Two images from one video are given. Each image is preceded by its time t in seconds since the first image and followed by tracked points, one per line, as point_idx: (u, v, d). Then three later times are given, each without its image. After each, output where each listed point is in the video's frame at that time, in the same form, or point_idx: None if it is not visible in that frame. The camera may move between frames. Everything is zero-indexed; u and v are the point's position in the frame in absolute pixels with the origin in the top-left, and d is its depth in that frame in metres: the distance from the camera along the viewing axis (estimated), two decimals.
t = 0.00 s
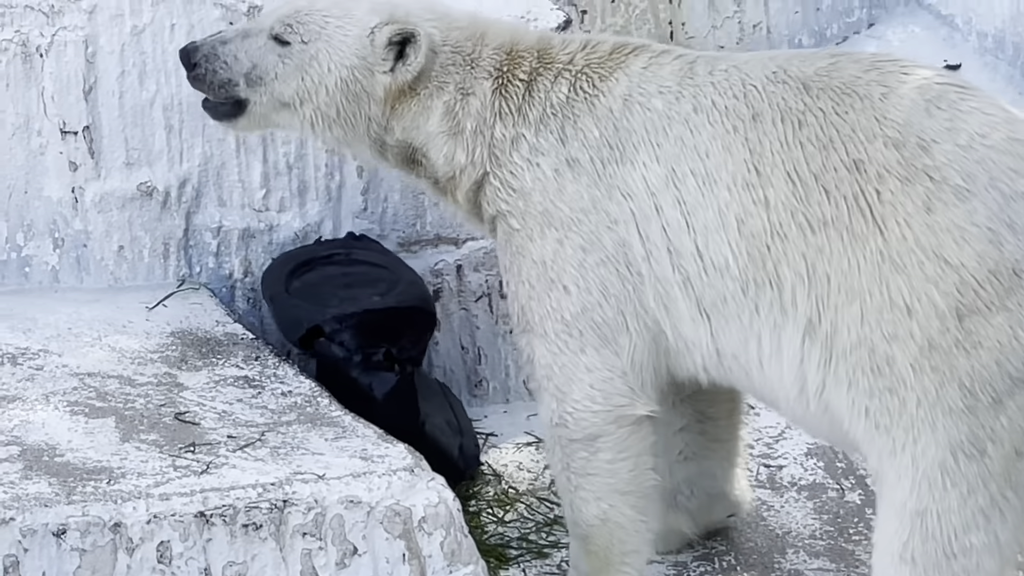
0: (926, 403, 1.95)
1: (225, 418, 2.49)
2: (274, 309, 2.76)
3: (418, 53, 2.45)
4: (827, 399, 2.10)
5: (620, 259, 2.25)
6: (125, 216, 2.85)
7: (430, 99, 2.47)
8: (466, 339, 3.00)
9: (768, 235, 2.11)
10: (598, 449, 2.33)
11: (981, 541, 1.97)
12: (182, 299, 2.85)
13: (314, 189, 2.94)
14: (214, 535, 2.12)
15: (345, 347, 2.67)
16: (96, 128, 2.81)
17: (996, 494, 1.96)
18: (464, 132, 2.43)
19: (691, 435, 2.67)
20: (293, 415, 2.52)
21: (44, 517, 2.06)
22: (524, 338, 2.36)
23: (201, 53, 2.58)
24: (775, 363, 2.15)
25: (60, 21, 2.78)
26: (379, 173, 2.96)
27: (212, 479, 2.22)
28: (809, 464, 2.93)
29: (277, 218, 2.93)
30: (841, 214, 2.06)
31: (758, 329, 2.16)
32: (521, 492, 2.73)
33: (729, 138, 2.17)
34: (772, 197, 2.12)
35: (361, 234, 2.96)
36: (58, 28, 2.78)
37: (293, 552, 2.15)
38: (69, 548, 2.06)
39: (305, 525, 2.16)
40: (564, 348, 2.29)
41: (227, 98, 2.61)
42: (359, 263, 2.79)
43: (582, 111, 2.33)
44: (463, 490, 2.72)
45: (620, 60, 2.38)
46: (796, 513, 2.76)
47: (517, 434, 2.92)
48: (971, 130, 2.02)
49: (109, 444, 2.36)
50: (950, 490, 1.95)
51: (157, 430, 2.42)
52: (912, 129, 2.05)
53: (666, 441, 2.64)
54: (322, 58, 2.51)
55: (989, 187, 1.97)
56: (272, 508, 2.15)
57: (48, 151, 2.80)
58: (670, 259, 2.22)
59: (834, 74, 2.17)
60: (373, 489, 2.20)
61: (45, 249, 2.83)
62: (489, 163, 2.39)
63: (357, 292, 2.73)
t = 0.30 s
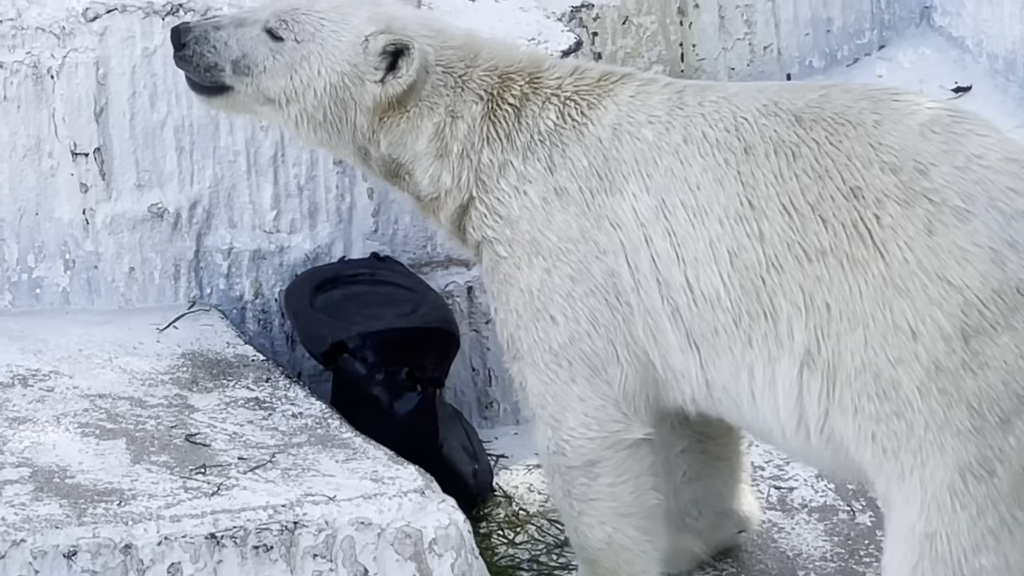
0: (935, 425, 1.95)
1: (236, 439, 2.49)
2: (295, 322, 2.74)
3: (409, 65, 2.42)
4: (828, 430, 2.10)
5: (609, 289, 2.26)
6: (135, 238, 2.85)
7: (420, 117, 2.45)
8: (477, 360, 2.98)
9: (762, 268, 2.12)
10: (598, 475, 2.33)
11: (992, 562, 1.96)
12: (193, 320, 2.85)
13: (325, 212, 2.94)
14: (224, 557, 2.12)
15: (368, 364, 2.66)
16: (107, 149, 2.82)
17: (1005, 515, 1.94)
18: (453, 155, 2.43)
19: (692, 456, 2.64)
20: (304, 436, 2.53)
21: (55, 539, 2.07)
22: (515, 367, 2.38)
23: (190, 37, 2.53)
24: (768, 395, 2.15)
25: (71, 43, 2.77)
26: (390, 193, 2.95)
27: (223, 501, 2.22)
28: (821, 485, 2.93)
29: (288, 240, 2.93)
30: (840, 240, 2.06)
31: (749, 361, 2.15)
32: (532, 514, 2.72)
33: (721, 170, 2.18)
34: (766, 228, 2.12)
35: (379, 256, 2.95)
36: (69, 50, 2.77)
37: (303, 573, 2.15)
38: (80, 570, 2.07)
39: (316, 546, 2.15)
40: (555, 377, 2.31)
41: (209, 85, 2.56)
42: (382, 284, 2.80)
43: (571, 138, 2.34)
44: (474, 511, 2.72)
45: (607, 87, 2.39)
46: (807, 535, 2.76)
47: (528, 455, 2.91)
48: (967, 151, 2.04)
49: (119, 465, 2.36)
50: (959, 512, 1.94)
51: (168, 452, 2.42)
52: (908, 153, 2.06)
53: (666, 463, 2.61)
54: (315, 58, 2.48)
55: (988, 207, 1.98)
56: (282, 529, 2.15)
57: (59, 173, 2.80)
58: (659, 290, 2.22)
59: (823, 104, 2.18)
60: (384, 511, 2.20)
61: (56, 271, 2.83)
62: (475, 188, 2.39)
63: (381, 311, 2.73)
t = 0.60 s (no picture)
0: (938, 452, 1.95)
1: (247, 466, 2.49)
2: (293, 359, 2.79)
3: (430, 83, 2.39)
4: (830, 459, 2.09)
5: (610, 317, 2.23)
6: (147, 265, 2.85)
7: (434, 137, 2.41)
8: (488, 387, 2.97)
9: (761, 298, 2.11)
10: (601, 502, 2.31)
11: None
12: (205, 347, 2.85)
13: (337, 238, 2.94)
14: None
15: (364, 396, 2.69)
16: (118, 176, 2.81)
17: (1011, 540, 1.95)
18: (460, 177, 2.40)
19: (702, 482, 2.61)
20: (315, 463, 2.52)
21: (67, 566, 2.11)
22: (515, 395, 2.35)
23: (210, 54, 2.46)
24: (766, 426, 2.14)
25: (83, 69, 2.77)
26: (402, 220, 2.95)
27: (235, 528, 2.25)
28: (833, 512, 2.92)
29: (299, 267, 2.93)
30: (839, 270, 2.05)
31: (747, 392, 2.14)
32: (544, 541, 2.67)
33: (721, 200, 2.17)
34: (766, 257, 2.11)
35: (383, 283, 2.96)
36: (80, 76, 2.77)
37: None
38: None
39: (328, 573, 2.20)
40: (555, 406, 2.28)
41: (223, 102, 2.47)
42: (376, 310, 2.80)
43: (576, 165, 2.31)
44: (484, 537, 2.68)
45: (612, 114, 2.37)
46: (819, 562, 2.76)
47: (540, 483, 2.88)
48: (965, 178, 2.04)
49: (131, 492, 2.37)
50: (965, 539, 1.95)
51: (180, 479, 2.42)
52: (907, 181, 2.06)
53: (675, 491, 2.58)
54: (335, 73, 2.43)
55: (988, 233, 1.98)
56: (294, 556, 2.19)
57: (70, 200, 2.80)
58: (660, 318, 2.20)
59: (821, 134, 2.18)
60: (395, 538, 2.24)
61: (68, 297, 2.83)
62: (480, 213, 2.36)
63: (376, 340, 2.74)
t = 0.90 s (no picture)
0: (940, 476, 1.94)
1: (257, 491, 2.49)
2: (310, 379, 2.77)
3: (443, 105, 2.36)
4: (836, 486, 2.07)
5: (622, 343, 2.20)
6: (157, 289, 2.86)
7: (451, 162, 2.39)
8: (497, 412, 2.98)
9: (766, 325, 2.09)
10: (614, 527, 2.29)
11: None
12: (215, 372, 2.86)
13: (347, 264, 2.95)
14: None
15: (383, 420, 2.68)
16: (129, 201, 2.82)
17: (1015, 565, 1.94)
18: (474, 204, 2.37)
19: (710, 505, 2.58)
20: (325, 488, 2.52)
21: None
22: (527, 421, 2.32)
23: (227, 76, 2.42)
24: (772, 453, 2.13)
25: (93, 94, 2.78)
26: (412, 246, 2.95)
27: (244, 553, 2.26)
28: (842, 538, 2.89)
29: (309, 291, 2.94)
30: (841, 296, 2.05)
31: (754, 419, 2.13)
32: (554, 567, 2.69)
33: (728, 226, 2.15)
34: (769, 283, 2.10)
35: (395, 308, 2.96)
36: (91, 101, 2.78)
37: None
38: None
39: None
40: (567, 432, 2.26)
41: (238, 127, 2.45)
42: (396, 335, 2.81)
43: (589, 190, 2.29)
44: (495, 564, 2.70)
45: (622, 140, 2.36)
46: None
47: (550, 507, 2.89)
48: (966, 203, 2.04)
49: (141, 517, 2.38)
50: (969, 565, 1.93)
51: (190, 504, 2.43)
52: (907, 207, 2.06)
53: (682, 514, 2.55)
54: (351, 94, 2.40)
55: (986, 257, 1.97)
56: None
57: (80, 225, 2.81)
58: (671, 345, 2.17)
59: (825, 160, 2.17)
60: (405, 562, 2.26)
61: (78, 322, 2.84)
62: (494, 239, 2.34)
63: (396, 364, 2.75)
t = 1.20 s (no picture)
0: (950, 497, 1.93)
1: (264, 513, 2.49)
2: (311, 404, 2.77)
3: (440, 130, 2.35)
4: (844, 508, 2.07)
5: (629, 365, 2.19)
6: (165, 311, 2.86)
7: (455, 188, 2.38)
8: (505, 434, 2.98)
9: (774, 346, 2.08)
10: (622, 551, 2.28)
11: None
12: (223, 393, 2.86)
13: (354, 285, 2.94)
14: None
15: (383, 444, 2.71)
16: (136, 223, 2.83)
17: None
18: (479, 228, 2.36)
19: (718, 526, 2.57)
20: (333, 510, 2.52)
21: None
22: (534, 445, 2.31)
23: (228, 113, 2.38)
24: (780, 474, 2.12)
25: (101, 115, 2.78)
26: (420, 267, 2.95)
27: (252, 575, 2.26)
28: (852, 559, 2.83)
29: (317, 313, 2.94)
30: (850, 317, 2.03)
31: (761, 441, 2.12)
32: None
33: (735, 248, 2.14)
34: (777, 304, 2.09)
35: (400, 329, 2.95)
36: (99, 122, 2.78)
37: None
38: None
39: None
40: (575, 455, 2.24)
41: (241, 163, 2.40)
42: (397, 357, 2.82)
43: (594, 214, 2.28)
44: None
45: (628, 163, 2.34)
46: None
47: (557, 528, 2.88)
48: (977, 224, 2.02)
49: (148, 539, 2.37)
50: None
51: (197, 525, 2.42)
52: (917, 227, 2.05)
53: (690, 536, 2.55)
54: (353, 123, 2.38)
55: (997, 278, 1.97)
56: None
57: (88, 246, 2.81)
58: (679, 366, 2.17)
59: (834, 182, 2.15)
60: None
61: (85, 343, 2.85)
62: (500, 264, 2.32)
63: (397, 387, 2.76)
